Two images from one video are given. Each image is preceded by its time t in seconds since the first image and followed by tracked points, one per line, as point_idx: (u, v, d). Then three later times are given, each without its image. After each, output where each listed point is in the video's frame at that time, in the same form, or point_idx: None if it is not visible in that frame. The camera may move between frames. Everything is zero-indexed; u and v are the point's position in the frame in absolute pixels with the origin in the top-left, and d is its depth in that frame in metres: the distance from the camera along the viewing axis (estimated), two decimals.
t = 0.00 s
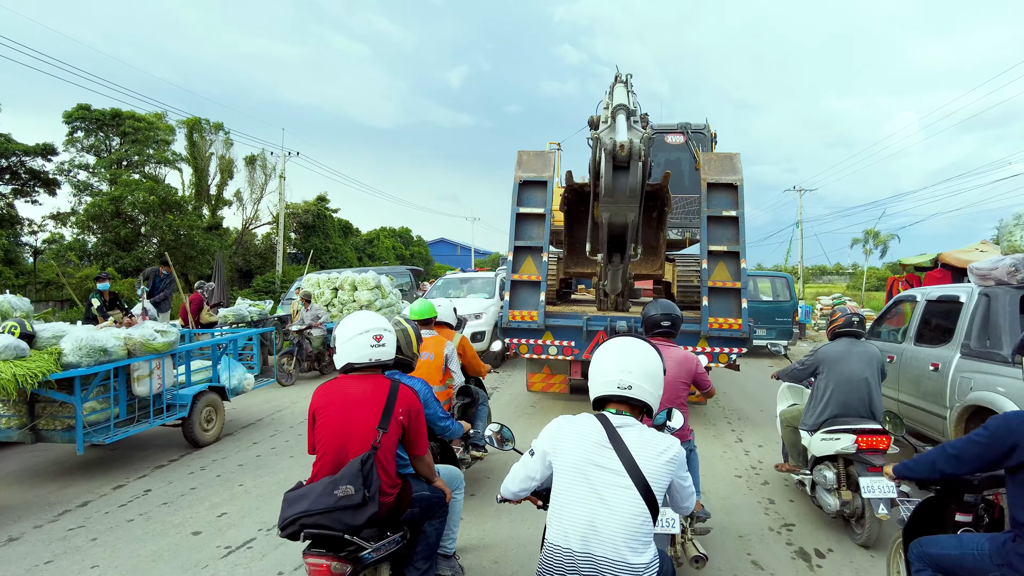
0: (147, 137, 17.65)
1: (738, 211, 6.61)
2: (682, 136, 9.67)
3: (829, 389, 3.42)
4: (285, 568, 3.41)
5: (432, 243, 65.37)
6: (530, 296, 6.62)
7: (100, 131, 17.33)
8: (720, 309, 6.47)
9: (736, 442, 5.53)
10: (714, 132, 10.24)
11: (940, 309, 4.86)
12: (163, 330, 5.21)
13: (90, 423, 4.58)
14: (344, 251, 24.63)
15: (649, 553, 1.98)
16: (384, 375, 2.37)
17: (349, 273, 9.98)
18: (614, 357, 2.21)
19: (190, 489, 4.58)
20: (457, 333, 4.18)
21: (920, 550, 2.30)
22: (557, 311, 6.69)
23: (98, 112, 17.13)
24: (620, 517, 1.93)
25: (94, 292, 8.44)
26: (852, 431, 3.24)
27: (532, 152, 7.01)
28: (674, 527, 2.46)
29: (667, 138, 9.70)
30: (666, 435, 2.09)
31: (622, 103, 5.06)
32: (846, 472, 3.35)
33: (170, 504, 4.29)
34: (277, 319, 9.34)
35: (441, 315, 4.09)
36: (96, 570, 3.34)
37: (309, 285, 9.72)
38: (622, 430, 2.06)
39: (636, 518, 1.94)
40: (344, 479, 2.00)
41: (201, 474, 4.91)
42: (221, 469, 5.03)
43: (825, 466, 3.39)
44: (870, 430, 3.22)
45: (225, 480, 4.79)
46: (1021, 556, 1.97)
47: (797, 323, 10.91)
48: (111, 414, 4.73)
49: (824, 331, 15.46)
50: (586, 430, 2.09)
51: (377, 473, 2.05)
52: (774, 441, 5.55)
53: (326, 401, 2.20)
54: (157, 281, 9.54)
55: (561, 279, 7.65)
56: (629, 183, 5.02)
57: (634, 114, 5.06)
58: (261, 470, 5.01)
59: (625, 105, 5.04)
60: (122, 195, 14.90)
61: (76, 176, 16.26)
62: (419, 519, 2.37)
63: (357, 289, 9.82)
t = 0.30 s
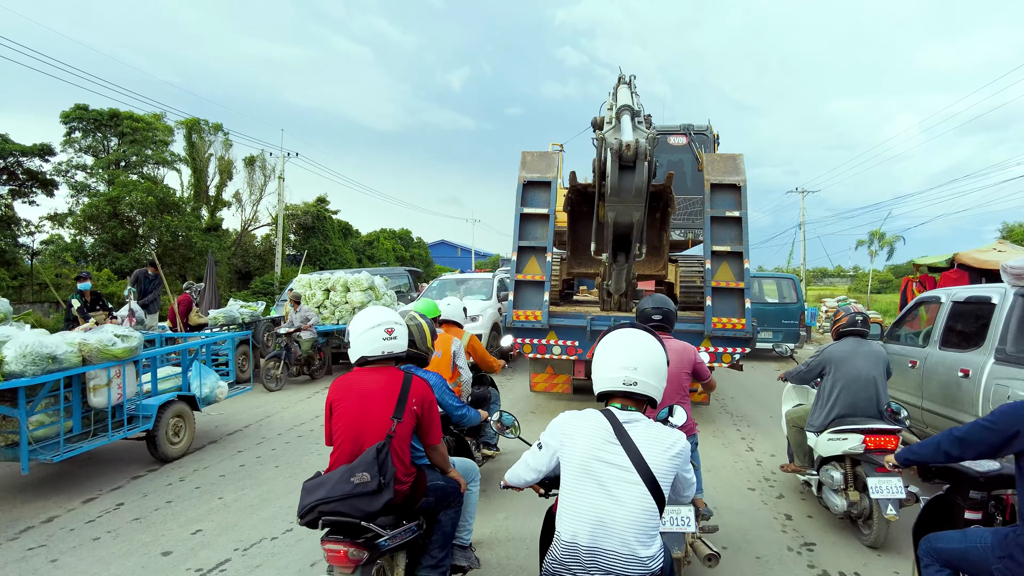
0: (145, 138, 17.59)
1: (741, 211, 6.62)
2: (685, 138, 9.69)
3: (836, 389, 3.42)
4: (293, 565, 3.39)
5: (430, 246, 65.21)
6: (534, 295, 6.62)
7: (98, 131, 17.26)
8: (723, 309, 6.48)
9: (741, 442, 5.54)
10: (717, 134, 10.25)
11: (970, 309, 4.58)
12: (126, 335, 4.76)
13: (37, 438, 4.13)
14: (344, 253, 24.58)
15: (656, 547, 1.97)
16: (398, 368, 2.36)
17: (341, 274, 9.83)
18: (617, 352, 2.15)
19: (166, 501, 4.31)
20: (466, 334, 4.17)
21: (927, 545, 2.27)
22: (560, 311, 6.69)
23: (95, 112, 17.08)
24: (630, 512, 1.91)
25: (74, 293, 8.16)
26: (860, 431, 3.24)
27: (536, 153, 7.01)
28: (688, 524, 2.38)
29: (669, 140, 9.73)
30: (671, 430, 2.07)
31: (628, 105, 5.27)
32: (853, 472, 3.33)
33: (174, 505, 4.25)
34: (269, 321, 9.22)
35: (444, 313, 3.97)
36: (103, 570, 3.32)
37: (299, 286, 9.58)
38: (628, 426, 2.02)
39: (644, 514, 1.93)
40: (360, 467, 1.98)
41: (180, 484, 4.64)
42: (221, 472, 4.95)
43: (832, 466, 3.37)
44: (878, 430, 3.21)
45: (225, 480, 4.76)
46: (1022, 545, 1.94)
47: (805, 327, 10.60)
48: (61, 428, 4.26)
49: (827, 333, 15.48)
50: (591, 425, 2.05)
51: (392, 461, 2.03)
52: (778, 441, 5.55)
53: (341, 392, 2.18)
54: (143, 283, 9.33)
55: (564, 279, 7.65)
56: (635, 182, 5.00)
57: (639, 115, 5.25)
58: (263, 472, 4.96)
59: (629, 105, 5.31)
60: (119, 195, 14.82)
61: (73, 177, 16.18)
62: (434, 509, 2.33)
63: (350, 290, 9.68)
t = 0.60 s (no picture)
0: (144, 136, 17.48)
1: (746, 211, 6.63)
2: (688, 138, 9.71)
3: (843, 389, 3.43)
4: (302, 565, 3.39)
5: (435, 246, 64.87)
6: (539, 294, 6.64)
7: (95, 130, 17.13)
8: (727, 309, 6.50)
9: (747, 441, 5.56)
10: (720, 134, 10.27)
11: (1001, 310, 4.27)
12: (80, 340, 4.35)
13: None
14: (344, 253, 24.48)
15: (659, 541, 1.93)
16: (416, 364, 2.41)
17: (334, 274, 9.72)
18: (620, 347, 2.12)
19: (142, 515, 4.05)
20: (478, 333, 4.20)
21: (944, 545, 2.26)
22: (565, 310, 6.74)
23: (93, 110, 16.95)
24: (633, 504, 1.87)
25: (57, 293, 8.03)
26: (867, 430, 3.23)
27: (541, 152, 7.01)
28: (702, 528, 2.17)
29: (673, 140, 9.74)
30: (675, 424, 2.03)
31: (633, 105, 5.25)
32: (859, 471, 3.36)
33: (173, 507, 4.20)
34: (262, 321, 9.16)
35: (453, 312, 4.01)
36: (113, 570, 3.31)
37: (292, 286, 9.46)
38: (632, 421, 1.98)
39: (646, 507, 1.88)
40: (382, 459, 2.01)
41: (157, 497, 4.38)
42: (212, 477, 4.86)
43: (838, 464, 3.40)
44: (885, 429, 3.20)
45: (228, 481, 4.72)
46: None
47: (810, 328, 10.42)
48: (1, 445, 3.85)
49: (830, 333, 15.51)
50: (594, 418, 2.01)
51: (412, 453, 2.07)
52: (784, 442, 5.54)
53: (361, 388, 2.22)
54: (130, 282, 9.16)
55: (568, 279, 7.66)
56: (641, 182, 5.00)
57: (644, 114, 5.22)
58: (266, 473, 4.92)
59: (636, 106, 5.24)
60: (116, 194, 14.72)
61: (71, 175, 16.06)
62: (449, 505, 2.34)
63: (343, 290, 9.60)
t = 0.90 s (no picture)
0: (142, 135, 17.37)
1: (749, 212, 6.66)
2: (691, 139, 9.72)
3: (848, 389, 3.44)
4: (312, 569, 3.38)
5: (433, 246, 64.85)
6: (543, 294, 6.67)
7: (93, 128, 17.00)
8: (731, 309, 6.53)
9: (753, 442, 5.58)
10: (723, 134, 10.28)
11: None
12: (16, 351, 3.89)
13: None
14: (343, 253, 24.38)
15: (659, 540, 1.92)
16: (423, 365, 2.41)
17: (326, 274, 9.60)
18: (614, 347, 2.10)
19: (110, 536, 3.81)
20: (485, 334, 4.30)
21: (960, 546, 2.25)
22: (569, 310, 6.79)
23: (90, 109, 16.83)
24: (632, 504, 1.85)
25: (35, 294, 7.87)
26: (871, 430, 3.24)
27: (545, 153, 7.03)
28: (709, 531, 2.39)
29: (677, 140, 9.75)
30: (671, 423, 2.02)
31: (637, 107, 5.40)
32: (863, 471, 3.36)
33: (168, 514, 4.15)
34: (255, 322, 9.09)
35: (461, 314, 4.14)
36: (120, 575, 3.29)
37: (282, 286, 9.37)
38: (627, 421, 1.97)
39: (646, 507, 1.87)
40: (390, 464, 2.00)
41: (133, 514, 4.15)
42: (221, 476, 4.91)
43: (842, 464, 3.41)
44: (889, 429, 3.22)
45: (226, 486, 4.67)
46: None
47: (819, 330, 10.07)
48: None
49: (833, 334, 15.54)
50: (589, 420, 1.99)
51: (420, 457, 2.06)
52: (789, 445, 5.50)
53: (369, 391, 2.21)
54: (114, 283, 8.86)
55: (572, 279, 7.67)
56: (647, 184, 5.00)
57: (649, 117, 5.38)
58: (260, 478, 4.86)
59: (639, 108, 5.43)
60: (114, 193, 14.63)
61: (68, 174, 15.94)
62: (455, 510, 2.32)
63: (336, 291, 9.46)
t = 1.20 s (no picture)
0: (143, 134, 17.32)
1: (756, 211, 6.66)
2: (698, 138, 9.73)
3: (855, 387, 3.44)
4: (330, 568, 3.39)
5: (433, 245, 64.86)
6: (551, 293, 6.70)
7: (94, 127, 16.94)
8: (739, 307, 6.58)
9: (761, 442, 5.62)
10: (728, 134, 10.27)
11: None
12: None
13: None
14: (346, 252, 24.33)
15: (667, 536, 1.89)
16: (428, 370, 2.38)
17: (320, 273, 9.51)
18: (614, 343, 2.08)
19: (76, 558, 3.56)
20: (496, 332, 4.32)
21: (981, 542, 2.26)
22: (576, 308, 6.83)
23: (92, 108, 16.76)
24: (638, 500, 1.83)
25: (15, 296, 7.83)
26: (880, 428, 3.25)
27: (552, 153, 7.03)
28: (721, 532, 2.46)
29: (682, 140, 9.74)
30: (676, 417, 1.99)
31: (645, 106, 5.42)
32: (871, 469, 3.36)
33: (169, 519, 4.11)
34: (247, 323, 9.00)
35: (471, 312, 4.19)
36: None
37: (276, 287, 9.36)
38: (632, 417, 1.94)
39: (652, 503, 1.84)
40: (399, 479, 1.98)
41: (104, 531, 3.92)
42: (229, 475, 4.98)
43: (850, 463, 3.41)
44: (898, 427, 3.22)
45: (218, 493, 4.56)
46: None
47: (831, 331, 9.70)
48: None
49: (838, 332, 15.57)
50: (593, 416, 1.97)
51: (430, 471, 2.04)
52: (798, 445, 5.44)
53: (376, 400, 2.18)
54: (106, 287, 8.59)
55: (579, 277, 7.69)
56: (656, 183, 5.00)
57: (657, 116, 5.42)
58: (254, 483, 4.78)
59: (648, 108, 5.44)
60: (115, 193, 14.60)
61: (70, 174, 15.89)
62: (464, 519, 2.31)
63: (331, 290, 9.38)
